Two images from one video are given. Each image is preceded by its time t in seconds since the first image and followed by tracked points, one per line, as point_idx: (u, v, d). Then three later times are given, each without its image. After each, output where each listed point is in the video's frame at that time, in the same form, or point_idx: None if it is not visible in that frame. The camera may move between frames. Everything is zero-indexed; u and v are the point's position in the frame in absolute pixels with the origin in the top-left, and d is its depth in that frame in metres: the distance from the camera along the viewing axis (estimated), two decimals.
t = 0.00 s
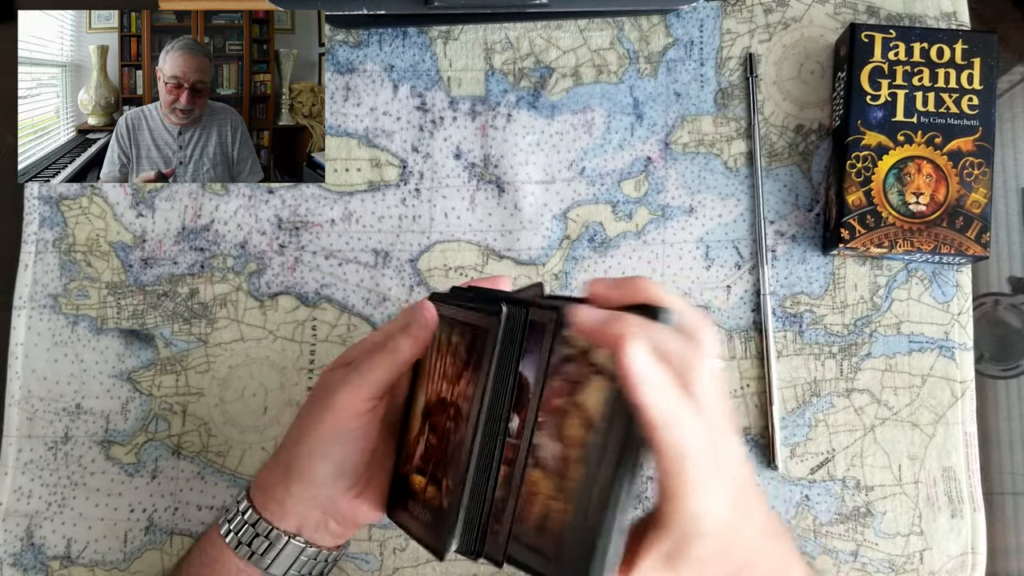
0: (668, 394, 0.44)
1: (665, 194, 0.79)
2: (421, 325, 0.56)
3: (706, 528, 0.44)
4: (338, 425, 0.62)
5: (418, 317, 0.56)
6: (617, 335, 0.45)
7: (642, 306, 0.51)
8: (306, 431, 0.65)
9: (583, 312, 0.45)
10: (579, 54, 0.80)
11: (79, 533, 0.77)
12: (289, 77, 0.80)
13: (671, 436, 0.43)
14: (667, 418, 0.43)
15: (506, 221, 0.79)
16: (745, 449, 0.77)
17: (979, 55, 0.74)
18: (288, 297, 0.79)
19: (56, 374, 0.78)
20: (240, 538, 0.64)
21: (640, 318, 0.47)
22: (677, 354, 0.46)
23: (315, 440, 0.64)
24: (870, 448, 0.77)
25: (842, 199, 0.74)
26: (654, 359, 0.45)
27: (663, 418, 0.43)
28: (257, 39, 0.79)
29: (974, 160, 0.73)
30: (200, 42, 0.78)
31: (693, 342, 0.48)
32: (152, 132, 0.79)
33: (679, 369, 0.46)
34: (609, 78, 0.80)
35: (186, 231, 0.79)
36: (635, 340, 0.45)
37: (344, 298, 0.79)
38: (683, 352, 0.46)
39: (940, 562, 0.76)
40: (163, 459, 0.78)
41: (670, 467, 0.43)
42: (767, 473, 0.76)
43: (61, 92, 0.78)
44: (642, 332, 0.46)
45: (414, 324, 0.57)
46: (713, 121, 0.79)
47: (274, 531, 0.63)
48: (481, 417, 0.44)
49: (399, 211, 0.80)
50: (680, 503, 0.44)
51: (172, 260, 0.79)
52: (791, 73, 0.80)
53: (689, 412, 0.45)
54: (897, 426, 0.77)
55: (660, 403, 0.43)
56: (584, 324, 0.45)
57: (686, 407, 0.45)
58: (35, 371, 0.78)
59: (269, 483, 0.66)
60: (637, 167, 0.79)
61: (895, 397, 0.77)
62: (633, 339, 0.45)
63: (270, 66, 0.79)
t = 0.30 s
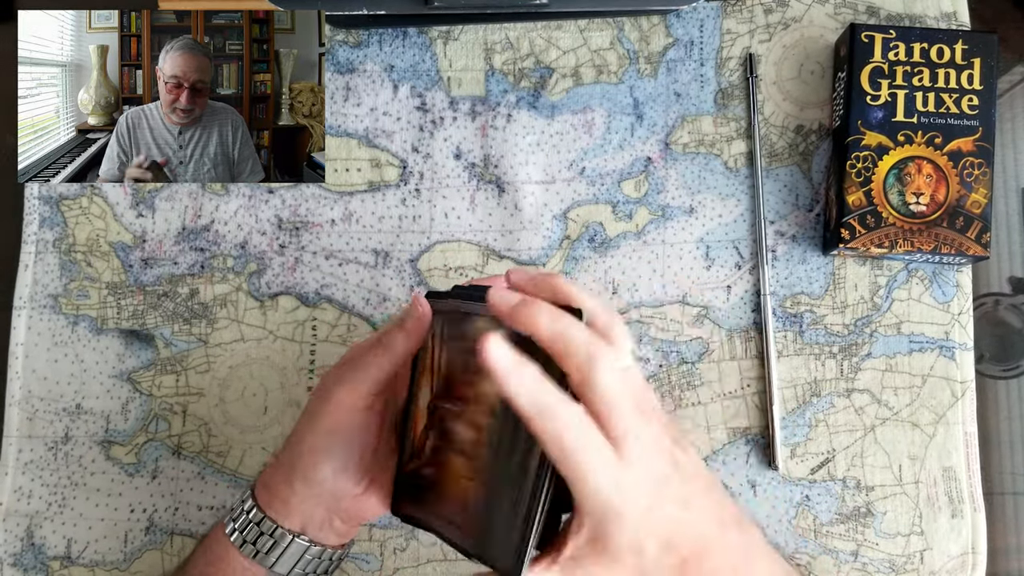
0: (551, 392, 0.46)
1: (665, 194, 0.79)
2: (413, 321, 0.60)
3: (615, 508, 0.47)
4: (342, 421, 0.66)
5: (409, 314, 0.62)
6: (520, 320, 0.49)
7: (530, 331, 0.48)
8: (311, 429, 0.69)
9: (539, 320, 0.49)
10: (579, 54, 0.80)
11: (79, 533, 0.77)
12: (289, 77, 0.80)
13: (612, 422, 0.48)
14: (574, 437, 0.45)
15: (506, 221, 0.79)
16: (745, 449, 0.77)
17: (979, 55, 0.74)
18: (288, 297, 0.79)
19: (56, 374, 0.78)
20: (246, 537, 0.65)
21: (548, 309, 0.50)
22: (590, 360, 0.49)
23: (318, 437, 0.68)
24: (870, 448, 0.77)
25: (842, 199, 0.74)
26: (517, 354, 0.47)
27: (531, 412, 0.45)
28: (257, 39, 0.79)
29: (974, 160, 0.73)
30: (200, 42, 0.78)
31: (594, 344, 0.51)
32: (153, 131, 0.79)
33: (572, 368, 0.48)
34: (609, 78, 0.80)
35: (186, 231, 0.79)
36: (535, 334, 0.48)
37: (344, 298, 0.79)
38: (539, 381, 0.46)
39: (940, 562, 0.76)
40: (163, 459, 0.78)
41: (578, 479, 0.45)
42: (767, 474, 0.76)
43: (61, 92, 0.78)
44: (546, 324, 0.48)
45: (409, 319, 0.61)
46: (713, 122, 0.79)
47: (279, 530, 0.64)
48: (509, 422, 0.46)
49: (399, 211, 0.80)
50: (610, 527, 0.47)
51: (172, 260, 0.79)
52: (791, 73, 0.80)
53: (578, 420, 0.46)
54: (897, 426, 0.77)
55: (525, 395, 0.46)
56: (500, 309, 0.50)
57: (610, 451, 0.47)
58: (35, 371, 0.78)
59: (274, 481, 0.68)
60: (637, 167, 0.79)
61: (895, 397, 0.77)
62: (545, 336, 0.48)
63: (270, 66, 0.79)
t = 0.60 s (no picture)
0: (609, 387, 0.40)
1: (665, 194, 0.79)
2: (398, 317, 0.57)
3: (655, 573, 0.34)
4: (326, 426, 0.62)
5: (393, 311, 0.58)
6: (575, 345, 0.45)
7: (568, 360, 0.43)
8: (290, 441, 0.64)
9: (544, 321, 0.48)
10: (579, 54, 0.80)
11: (79, 533, 0.77)
12: (289, 77, 0.80)
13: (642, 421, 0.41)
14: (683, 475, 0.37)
15: (506, 221, 0.79)
16: (745, 449, 0.77)
17: (979, 55, 0.74)
18: (288, 297, 0.79)
19: (56, 374, 0.78)
20: (232, 542, 0.64)
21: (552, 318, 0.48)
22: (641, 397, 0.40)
23: (302, 444, 0.63)
24: (869, 448, 0.77)
25: (842, 199, 0.74)
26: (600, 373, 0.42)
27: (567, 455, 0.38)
28: (257, 39, 0.79)
29: (974, 160, 0.73)
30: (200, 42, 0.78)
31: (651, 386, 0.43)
32: (153, 131, 0.79)
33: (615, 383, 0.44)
34: (609, 78, 0.80)
35: (186, 231, 0.79)
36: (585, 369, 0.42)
37: (344, 298, 0.79)
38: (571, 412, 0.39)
39: (940, 562, 0.76)
40: (163, 459, 0.78)
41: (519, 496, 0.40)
42: (766, 474, 0.76)
43: (61, 92, 0.78)
44: (596, 364, 0.42)
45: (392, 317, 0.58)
46: (713, 122, 0.79)
47: (265, 534, 0.63)
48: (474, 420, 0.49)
49: (399, 211, 0.80)
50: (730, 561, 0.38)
51: (172, 260, 0.79)
52: (791, 73, 0.80)
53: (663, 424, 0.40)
54: (897, 426, 0.77)
55: (556, 422, 0.39)
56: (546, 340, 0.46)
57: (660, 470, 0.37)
58: (35, 371, 0.78)
59: (259, 486, 0.65)
60: (637, 167, 0.79)
61: (895, 397, 0.77)
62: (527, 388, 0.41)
63: (270, 66, 0.79)
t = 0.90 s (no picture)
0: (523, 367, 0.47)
1: (665, 194, 0.79)
2: (398, 328, 0.54)
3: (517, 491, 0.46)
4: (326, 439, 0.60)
5: (392, 321, 0.54)
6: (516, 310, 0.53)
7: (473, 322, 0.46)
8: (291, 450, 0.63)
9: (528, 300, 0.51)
10: (579, 54, 0.80)
11: (79, 533, 0.77)
12: (289, 77, 0.80)
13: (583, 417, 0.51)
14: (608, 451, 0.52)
15: (506, 221, 0.79)
16: (745, 449, 0.77)
17: (979, 55, 0.74)
18: (288, 297, 0.79)
19: (56, 374, 0.78)
20: (230, 553, 0.62)
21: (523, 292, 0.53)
22: (518, 373, 0.46)
23: (303, 455, 0.62)
24: (869, 448, 0.77)
25: (842, 199, 0.74)
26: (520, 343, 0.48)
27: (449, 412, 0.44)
28: (257, 39, 0.79)
29: (974, 160, 0.73)
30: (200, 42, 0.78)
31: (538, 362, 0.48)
32: (153, 131, 0.79)
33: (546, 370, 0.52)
34: (609, 78, 0.80)
35: (186, 231, 0.79)
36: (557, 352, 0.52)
37: (344, 298, 0.79)
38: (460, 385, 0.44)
39: (940, 563, 0.76)
40: (163, 459, 0.78)
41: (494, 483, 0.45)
42: (766, 474, 0.76)
43: (61, 92, 0.78)
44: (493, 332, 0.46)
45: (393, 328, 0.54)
46: (713, 122, 0.79)
47: (264, 547, 0.62)
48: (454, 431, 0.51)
49: (399, 210, 0.80)
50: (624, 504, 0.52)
51: (172, 260, 0.79)
52: (791, 73, 0.80)
53: (544, 412, 0.47)
54: (897, 426, 0.77)
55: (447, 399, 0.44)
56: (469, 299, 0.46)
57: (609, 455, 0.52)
58: (35, 371, 0.78)
59: (258, 497, 0.64)
60: (637, 167, 0.79)
61: (895, 397, 0.77)
62: (484, 335, 0.46)
63: (270, 66, 0.79)
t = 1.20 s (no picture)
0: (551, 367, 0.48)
1: (665, 194, 0.79)
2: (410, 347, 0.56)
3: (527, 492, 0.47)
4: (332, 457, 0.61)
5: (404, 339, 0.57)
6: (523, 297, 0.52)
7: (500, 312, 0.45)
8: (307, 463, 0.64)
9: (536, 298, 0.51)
10: (579, 54, 0.80)
11: (79, 533, 0.77)
12: (288, 77, 0.80)
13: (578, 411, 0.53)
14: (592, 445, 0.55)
15: (506, 221, 0.79)
16: (745, 449, 0.77)
17: (979, 55, 0.74)
18: (288, 297, 0.79)
19: (56, 374, 0.78)
20: (242, 562, 0.63)
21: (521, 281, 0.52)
22: (546, 367, 0.48)
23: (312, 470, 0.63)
24: (869, 448, 0.77)
25: (842, 199, 0.74)
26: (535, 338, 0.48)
27: (460, 410, 0.42)
28: (258, 39, 0.79)
29: (974, 160, 0.73)
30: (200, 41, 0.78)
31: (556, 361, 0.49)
32: (154, 132, 0.80)
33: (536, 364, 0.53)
34: (609, 78, 0.80)
35: (186, 231, 0.79)
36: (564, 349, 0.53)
37: (344, 298, 0.79)
38: (472, 381, 0.43)
39: (940, 562, 0.76)
40: (163, 459, 0.78)
41: (502, 480, 0.45)
42: (766, 474, 0.76)
43: (61, 92, 0.78)
44: (520, 324, 0.46)
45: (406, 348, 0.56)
46: (713, 122, 0.79)
47: (274, 556, 0.61)
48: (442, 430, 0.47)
49: (399, 210, 0.80)
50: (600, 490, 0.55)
51: (172, 260, 0.79)
52: (791, 73, 0.80)
53: (561, 406, 0.49)
54: (897, 426, 0.77)
55: (459, 396, 0.42)
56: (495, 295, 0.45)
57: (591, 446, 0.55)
58: (35, 371, 0.78)
59: (271, 506, 0.66)
60: (637, 167, 0.79)
61: (895, 397, 0.77)
62: (514, 331, 0.46)
63: (270, 66, 0.79)
